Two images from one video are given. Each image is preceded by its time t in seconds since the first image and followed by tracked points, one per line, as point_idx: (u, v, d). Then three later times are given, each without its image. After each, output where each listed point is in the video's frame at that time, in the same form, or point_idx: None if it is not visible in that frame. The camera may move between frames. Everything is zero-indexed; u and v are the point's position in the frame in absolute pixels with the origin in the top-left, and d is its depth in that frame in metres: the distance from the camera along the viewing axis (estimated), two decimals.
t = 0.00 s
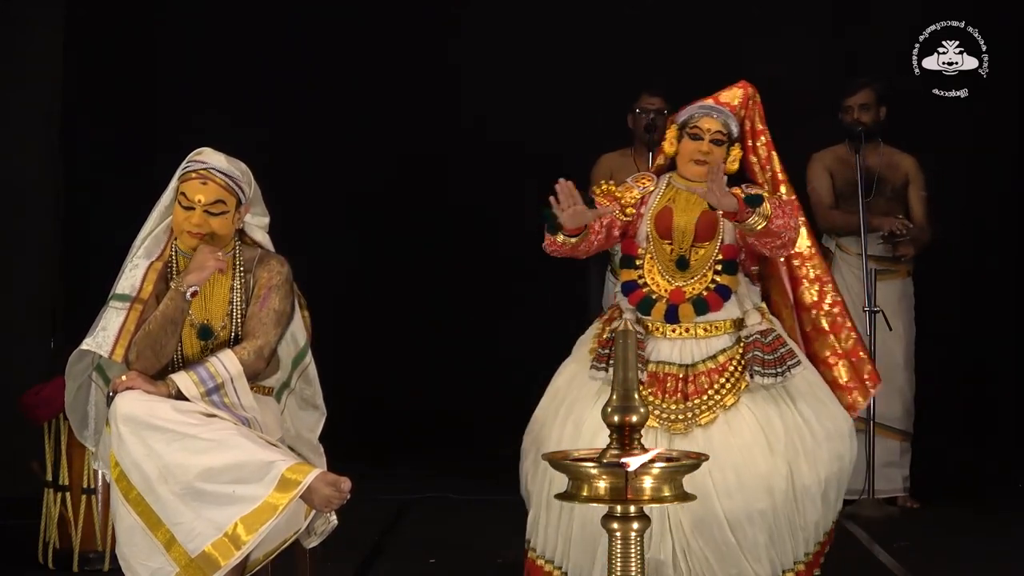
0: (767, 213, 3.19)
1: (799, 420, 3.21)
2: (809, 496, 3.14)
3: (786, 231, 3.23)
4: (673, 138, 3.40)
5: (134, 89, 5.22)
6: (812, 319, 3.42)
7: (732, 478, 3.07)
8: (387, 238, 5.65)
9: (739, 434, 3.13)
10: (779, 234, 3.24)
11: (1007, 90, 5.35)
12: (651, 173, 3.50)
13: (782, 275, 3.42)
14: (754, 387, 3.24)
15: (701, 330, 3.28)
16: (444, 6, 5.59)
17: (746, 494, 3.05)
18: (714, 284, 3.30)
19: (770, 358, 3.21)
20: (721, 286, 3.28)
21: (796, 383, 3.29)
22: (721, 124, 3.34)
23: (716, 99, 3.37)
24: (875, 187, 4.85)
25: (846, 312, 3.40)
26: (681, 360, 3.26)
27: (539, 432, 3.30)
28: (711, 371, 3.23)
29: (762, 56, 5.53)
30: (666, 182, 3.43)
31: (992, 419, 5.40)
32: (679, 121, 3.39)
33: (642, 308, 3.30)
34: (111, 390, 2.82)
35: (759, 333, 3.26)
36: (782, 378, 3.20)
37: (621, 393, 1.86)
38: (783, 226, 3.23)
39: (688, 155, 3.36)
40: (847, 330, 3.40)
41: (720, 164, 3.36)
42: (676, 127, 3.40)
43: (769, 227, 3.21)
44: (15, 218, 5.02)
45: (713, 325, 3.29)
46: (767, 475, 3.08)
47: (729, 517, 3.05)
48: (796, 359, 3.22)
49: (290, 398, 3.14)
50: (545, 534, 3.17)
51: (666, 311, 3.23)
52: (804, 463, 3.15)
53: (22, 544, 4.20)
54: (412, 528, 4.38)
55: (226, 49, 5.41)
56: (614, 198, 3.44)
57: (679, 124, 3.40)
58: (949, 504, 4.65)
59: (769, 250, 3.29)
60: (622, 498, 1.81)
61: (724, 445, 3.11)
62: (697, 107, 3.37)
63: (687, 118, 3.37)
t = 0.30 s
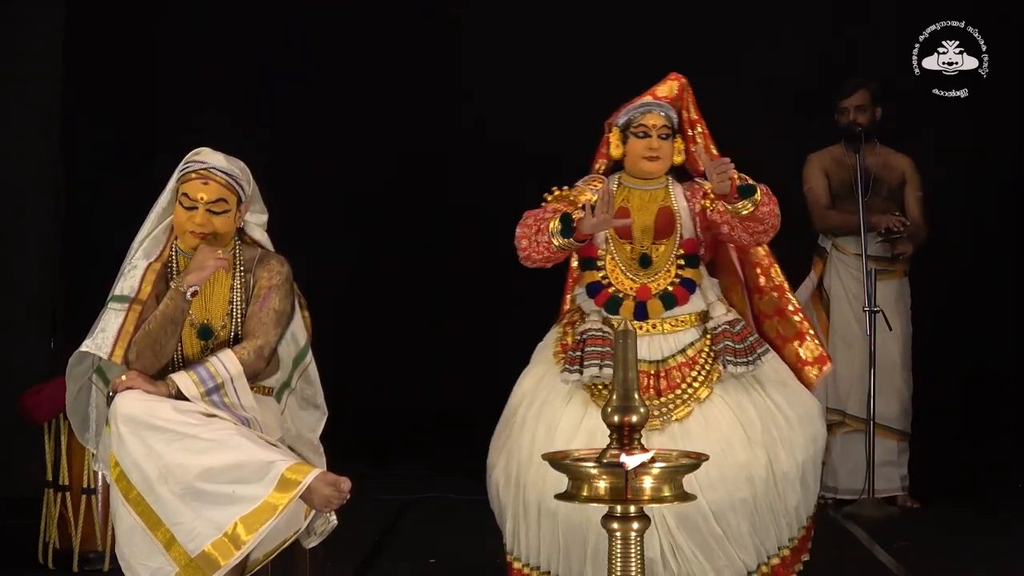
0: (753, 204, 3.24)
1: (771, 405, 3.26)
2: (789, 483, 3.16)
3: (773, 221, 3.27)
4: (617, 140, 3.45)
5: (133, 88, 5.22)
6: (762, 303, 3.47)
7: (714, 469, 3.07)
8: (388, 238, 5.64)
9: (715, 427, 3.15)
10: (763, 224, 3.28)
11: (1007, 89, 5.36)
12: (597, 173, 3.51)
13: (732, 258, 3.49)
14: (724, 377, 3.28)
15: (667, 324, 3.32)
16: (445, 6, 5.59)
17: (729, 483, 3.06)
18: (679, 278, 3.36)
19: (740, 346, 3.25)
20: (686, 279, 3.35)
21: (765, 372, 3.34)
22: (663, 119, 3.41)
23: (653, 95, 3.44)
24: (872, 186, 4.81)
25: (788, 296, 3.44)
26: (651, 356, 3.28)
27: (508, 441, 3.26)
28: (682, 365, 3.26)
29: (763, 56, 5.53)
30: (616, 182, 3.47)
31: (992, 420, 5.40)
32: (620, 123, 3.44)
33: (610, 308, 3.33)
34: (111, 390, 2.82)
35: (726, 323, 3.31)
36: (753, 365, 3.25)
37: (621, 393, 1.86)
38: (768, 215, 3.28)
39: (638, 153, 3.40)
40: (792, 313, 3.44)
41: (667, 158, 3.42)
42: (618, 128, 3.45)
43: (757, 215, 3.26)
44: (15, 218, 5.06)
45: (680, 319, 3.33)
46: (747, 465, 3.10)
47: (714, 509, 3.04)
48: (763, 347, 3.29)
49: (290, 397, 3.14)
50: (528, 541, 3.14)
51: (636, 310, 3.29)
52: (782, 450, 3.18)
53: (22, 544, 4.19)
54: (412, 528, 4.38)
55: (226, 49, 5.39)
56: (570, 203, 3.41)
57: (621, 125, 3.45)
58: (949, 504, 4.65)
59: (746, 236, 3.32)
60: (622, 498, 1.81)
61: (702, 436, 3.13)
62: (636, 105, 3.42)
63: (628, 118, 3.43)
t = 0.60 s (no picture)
0: (689, 202, 3.31)
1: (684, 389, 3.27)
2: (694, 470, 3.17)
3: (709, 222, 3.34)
4: (551, 126, 3.48)
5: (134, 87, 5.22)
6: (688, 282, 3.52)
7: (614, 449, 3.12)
8: (388, 238, 5.65)
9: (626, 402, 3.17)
10: (697, 219, 3.34)
11: (1007, 88, 5.40)
12: (531, 157, 3.51)
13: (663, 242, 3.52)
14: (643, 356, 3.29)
15: (592, 300, 3.32)
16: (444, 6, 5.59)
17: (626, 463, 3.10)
18: (610, 255, 3.34)
19: (654, 327, 3.26)
20: (617, 257, 3.33)
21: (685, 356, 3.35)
22: (597, 102, 3.42)
23: (585, 77, 3.44)
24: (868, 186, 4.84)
25: (714, 276, 3.49)
26: (571, 330, 3.29)
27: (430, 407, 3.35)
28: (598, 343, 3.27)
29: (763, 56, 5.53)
30: (551, 165, 3.46)
31: (993, 420, 5.42)
32: (553, 108, 3.45)
33: (540, 281, 3.32)
34: (110, 390, 2.82)
35: (646, 303, 3.31)
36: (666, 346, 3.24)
37: (621, 392, 1.86)
38: (705, 217, 3.34)
39: (573, 136, 3.41)
40: (719, 292, 3.48)
41: (603, 139, 3.43)
42: (552, 114, 3.47)
43: (690, 215, 3.33)
44: (16, 218, 5.05)
45: (603, 297, 3.33)
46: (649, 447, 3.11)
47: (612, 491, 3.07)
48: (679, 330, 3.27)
49: (291, 396, 3.13)
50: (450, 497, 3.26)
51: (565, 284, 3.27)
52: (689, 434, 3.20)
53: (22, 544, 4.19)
54: (412, 528, 4.38)
55: (226, 49, 5.40)
56: (506, 188, 3.43)
57: (555, 110, 3.47)
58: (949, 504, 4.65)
59: (682, 234, 3.39)
60: (622, 498, 1.81)
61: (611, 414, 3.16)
62: (569, 88, 3.43)
63: (561, 102, 3.44)
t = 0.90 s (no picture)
0: (638, 216, 3.28)
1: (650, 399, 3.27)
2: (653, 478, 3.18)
3: (654, 235, 3.32)
4: (519, 131, 3.46)
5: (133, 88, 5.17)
6: (646, 295, 3.49)
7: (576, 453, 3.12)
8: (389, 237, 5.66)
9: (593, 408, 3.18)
10: (642, 231, 3.32)
11: (1005, 89, 5.43)
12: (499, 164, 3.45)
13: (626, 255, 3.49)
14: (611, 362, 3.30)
15: (562, 305, 3.33)
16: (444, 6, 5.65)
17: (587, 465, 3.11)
18: (582, 260, 3.36)
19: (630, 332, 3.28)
20: (589, 262, 3.35)
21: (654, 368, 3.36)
22: (561, 106, 3.40)
23: (552, 83, 3.44)
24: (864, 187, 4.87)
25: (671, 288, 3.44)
26: (541, 336, 3.31)
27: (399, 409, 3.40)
28: (569, 347, 3.28)
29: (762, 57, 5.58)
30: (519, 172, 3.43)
31: (992, 420, 5.44)
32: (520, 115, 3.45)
33: (512, 287, 3.33)
34: (110, 391, 2.82)
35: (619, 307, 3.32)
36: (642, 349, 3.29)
37: (621, 393, 1.86)
38: (648, 230, 3.33)
39: (537, 141, 3.40)
40: (674, 306, 3.43)
41: (569, 142, 3.42)
42: (519, 121, 3.46)
43: (634, 230, 3.31)
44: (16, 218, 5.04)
45: (573, 303, 3.33)
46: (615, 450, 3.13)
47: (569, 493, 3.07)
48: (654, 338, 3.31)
49: (292, 393, 3.13)
50: (392, 511, 3.25)
51: (537, 291, 3.28)
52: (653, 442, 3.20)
53: (22, 544, 4.19)
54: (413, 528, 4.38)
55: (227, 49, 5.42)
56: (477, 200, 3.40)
57: (521, 117, 3.46)
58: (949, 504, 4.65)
59: (630, 246, 3.38)
60: (622, 498, 1.81)
61: (575, 418, 3.17)
62: (535, 94, 3.42)
63: (526, 109, 3.43)
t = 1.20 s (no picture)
0: (619, 219, 3.25)
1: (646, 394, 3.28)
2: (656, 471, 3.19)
3: (638, 236, 3.30)
4: (507, 134, 3.44)
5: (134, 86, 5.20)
6: (636, 294, 3.50)
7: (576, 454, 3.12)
8: (389, 237, 5.68)
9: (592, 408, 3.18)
10: (624, 232, 3.30)
11: (1005, 90, 5.43)
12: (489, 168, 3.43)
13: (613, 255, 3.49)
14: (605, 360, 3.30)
15: (554, 308, 3.31)
16: (445, 7, 5.67)
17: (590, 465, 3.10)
18: (572, 261, 3.33)
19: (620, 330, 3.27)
20: (580, 262, 3.33)
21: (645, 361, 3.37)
22: (550, 108, 3.39)
23: (538, 85, 3.43)
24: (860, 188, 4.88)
25: (660, 286, 3.48)
26: (535, 338, 3.28)
27: (398, 417, 3.38)
28: (564, 347, 3.26)
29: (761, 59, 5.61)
30: (509, 176, 3.40)
31: (991, 419, 5.47)
32: (508, 118, 3.43)
33: (506, 291, 3.30)
34: (110, 391, 2.82)
35: (611, 307, 3.31)
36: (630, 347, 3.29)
37: (621, 392, 1.86)
38: (631, 232, 3.30)
39: (525, 143, 3.37)
40: (665, 305, 3.47)
41: (558, 144, 3.40)
42: (507, 123, 3.44)
43: (617, 230, 3.28)
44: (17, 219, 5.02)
45: (565, 303, 3.32)
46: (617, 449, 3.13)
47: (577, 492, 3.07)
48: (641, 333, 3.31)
49: (292, 392, 3.13)
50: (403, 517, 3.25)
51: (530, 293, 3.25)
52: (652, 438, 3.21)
53: (22, 544, 4.19)
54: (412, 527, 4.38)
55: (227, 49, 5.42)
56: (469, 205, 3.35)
57: (510, 119, 3.43)
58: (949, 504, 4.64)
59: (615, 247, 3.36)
60: (622, 498, 1.81)
61: (574, 418, 3.16)
62: (524, 96, 3.41)
63: (515, 111, 3.41)
